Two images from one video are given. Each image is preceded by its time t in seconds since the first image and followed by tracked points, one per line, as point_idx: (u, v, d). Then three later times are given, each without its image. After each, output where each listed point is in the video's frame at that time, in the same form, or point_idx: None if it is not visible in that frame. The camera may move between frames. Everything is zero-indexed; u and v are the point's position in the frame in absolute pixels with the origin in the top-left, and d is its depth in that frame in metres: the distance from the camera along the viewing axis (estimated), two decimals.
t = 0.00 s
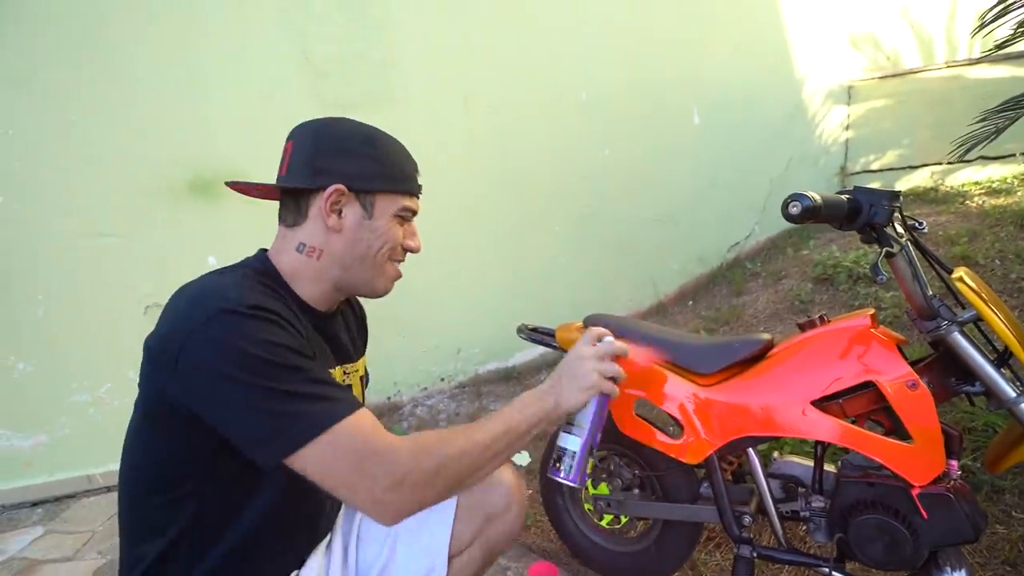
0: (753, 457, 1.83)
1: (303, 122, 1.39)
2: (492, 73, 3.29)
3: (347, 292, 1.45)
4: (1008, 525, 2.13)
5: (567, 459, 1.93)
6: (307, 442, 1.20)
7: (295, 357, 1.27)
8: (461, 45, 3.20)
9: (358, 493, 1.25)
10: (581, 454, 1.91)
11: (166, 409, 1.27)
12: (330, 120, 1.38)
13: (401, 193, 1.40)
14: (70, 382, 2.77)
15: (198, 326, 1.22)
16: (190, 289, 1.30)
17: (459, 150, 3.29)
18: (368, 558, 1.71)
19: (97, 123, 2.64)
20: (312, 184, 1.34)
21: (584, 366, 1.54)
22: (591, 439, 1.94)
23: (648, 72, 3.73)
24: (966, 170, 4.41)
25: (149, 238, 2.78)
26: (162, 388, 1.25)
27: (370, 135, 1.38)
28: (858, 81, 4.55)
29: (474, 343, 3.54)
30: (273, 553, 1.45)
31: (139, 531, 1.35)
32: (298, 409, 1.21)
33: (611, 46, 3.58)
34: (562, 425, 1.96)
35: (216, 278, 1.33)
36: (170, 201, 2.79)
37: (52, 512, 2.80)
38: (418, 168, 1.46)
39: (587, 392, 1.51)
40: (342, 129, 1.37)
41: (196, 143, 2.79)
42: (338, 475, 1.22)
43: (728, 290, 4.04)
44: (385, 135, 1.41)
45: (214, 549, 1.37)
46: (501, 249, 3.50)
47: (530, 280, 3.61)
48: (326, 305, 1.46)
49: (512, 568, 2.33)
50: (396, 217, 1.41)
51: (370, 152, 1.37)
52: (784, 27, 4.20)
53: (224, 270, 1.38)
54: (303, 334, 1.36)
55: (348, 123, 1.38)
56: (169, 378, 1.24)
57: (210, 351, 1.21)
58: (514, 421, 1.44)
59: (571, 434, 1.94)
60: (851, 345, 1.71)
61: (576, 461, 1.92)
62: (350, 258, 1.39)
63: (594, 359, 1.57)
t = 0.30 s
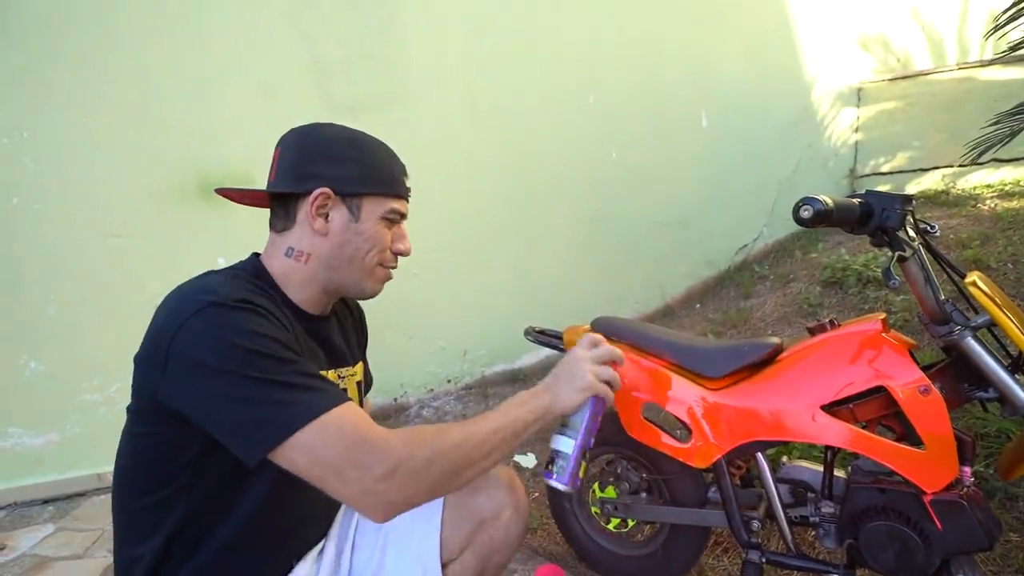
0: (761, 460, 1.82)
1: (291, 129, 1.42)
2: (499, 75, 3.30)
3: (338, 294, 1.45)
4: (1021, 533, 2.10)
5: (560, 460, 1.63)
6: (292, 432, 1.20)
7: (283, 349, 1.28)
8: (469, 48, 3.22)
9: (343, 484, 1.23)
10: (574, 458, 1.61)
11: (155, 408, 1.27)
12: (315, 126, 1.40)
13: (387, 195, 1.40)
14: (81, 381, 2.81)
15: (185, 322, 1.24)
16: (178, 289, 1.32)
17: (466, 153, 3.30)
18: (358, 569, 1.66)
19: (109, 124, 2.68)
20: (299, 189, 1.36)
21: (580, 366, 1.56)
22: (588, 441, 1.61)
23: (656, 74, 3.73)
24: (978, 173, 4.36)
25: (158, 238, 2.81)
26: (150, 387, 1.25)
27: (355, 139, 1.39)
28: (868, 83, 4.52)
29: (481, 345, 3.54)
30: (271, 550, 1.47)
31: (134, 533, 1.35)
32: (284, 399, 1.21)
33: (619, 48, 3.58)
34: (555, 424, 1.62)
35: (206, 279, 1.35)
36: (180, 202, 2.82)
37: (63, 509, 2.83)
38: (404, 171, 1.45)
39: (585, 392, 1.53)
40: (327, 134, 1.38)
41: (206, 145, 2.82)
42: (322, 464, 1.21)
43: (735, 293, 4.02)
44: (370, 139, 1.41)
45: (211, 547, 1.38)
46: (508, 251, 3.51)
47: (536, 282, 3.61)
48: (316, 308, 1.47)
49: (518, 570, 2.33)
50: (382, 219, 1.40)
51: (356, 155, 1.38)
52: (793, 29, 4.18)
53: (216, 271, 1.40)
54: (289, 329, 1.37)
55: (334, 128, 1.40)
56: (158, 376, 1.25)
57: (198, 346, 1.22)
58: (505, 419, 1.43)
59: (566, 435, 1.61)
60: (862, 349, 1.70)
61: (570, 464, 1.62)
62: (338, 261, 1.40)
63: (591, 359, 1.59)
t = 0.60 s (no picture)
0: (773, 468, 1.80)
1: (295, 137, 1.43)
2: (509, 79, 3.31)
3: (344, 300, 1.46)
4: None
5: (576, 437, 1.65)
6: (318, 434, 1.21)
7: (304, 351, 1.29)
8: (479, 51, 3.23)
9: (377, 481, 1.24)
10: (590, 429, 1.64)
11: (177, 418, 1.28)
12: (318, 133, 1.41)
13: (391, 201, 1.40)
14: (94, 382, 2.84)
15: (208, 329, 1.24)
16: (199, 299, 1.33)
17: (475, 155, 3.31)
18: None
19: (125, 127, 2.72)
20: (303, 196, 1.36)
21: (583, 345, 1.57)
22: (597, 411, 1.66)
23: (666, 77, 3.72)
24: (994, 176, 4.29)
25: (172, 240, 2.85)
26: (172, 396, 1.25)
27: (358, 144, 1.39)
28: (880, 86, 4.48)
29: (489, 348, 3.54)
30: (288, 554, 1.48)
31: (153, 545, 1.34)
32: (308, 401, 1.22)
33: (628, 50, 3.58)
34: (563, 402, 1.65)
35: (222, 287, 1.36)
36: (193, 204, 2.85)
37: (76, 508, 2.86)
38: (408, 175, 1.46)
39: (587, 367, 1.55)
40: (329, 141, 1.39)
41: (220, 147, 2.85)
42: (353, 461, 1.22)
43: (746, 297, 3.99)
44: (373, 143, 1.41)
45: (234, 554, 1.38)
46: (516, 254, 3.50)
47: (544, 286, 3.61)
48: (324, 314, 1.48)
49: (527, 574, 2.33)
50: (386, 224, 1.41)
51: (359, 161, 1.38)
52: (804, 30, 4.16)
53: (229, 280, 1.41)
54: (306, 331, 1.38)
55: (337, 134, 1.41)
56: (179, 385, 1.25)
57: (221, 353, 1.23)
58: (521, 401, 1.45)
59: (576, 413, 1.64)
60: (876, 355, 1.67)
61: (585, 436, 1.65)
62: (345, 267, 1.41)
63: (591, 336, 1.61)
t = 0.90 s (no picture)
0: (782, 472, 1.79)
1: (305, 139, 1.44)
2: (517, 81, 3.32)
3: (356, 301, 1.47)
4: None
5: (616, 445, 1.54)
6: (345, 421, 1.21)
7: (328, 342, 1.30)
8: (487, 53, 3.24)
9: (408, 463, 1.24)
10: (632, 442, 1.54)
11: (203, 413, 1.28)
12: (327, 136, 1.42)
13: (401, 202, 1.41)
14: (104, 381, 2.88)
15: (232, 322, 1.25)
16: (221, 295, 1.34)
17: (483, 157, 3.32)
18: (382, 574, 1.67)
19: (137, 129, 2.76)
20: (314, 199, 1.38)
21: (635, 354, 1.57)
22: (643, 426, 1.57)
23: (674, 78, 3.71)
24: (1008, 179, 4.23)
25: (182, 241, 2.88)
26: (198, 393, 1.25)
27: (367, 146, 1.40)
28: (891, 87, 4.44)
29: (496, 350, 3.54)
30: (296, 559, 1.47)
31: (182, 544, 1.35)
32: (331, 384, 1.23)
33: (636, 52, 3.57)
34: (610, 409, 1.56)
35: (244, 286, 1.37)
36: (204, 205, 2.88)
37: (86, 507, 2.89)
38: (418, 176, 1.46)
39: (637, 380, 1.53)
40: (339, 143, 1.39)
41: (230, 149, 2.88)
42: (385, 445, 1.22)
43: (754, 301, 3.97)
44: (382, 144, 1.42)
45: (254, 551, 1.39)
46: (523, 255, 3.51)
47: (551, 288, 3.60)
48: (335, 316, 1.49)
49: None
50: (396, 226, 1.41)
51: (369, 162, 1.39)
52: (814, 32, 4.13)
53: (250, 279, 1.42)
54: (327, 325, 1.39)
55: (347, 136, 1.41)
56: (203, 381, 1.26)
57: (244, 344, 1.23)
58: (566, 399, 1.44)
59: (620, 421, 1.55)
60: (888, 360, 1.66)
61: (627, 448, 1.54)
62: (357, 269, 1.42)
63: (642, 346, 1.61)
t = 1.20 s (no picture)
0: (785, 473, 1.78)
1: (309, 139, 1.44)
2: (519, 80, 3.31)
3: (364, 301, 1.46)
4: None
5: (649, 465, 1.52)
6: (371, 415, 1.21)
7: (351, 336, 1.30)
8: (490, 53, 3.24)
9: (435, 455, 1.25)
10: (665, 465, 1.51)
11: (224, 412, 1.27)
12: (330, 135, 1.41)
13: (405, 200, 1.40)
14: (106, 379, 2.88)
15: (253, 317, 1.25)
16: (242, 292, 1.33)
17: (485, 156, 3.31)
18: None
19: (140, 128, 2.76)
20: (319, 199, 1.37)
21: (686, 375, 1.52)
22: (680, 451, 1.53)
23: (677, 78, 3.70)
24: (1013, 180, 4.21)
25: (184, 239, 2.88)
26: (218, 389, 1.25)
27: (370, 144, 1.39)
28: (895, 88, 4.42)
29: (498, 349, 3.54)
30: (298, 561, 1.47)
31: (198, 542, 1.34)
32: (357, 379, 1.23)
33: (640, 52, 3.56)
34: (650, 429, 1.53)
35: (263, 284, 1.36)
36: (206, 204, 2.89)
37: (87, 505, 2.89)
38: (422, 174, 1.45)
39: (684, 404, 1.48)
40: (342, 143, 1.39)
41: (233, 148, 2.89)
42: (412, 437, 1.23)
43: (756, 301, 3.96)
44: (385, 142, 1.41)
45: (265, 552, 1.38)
46: (525, 255, 3.50)
47: (553, 287, 3.60)
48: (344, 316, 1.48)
49: None
50: (401, 224, 1.41)
51: (372, 160, 1.38)
52: (818, 32, 4.12)
53: (267, 277, 1.41)
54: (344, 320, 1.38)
55: (350, 134, 1.41)
56: (223, 379, 1.25)
57: (266, 340, 1.23)
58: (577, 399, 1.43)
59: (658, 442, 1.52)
60: (893, 361, 1.65)
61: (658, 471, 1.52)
62: (363, 269, 1.42)
63: (694, 369, 1.55)
